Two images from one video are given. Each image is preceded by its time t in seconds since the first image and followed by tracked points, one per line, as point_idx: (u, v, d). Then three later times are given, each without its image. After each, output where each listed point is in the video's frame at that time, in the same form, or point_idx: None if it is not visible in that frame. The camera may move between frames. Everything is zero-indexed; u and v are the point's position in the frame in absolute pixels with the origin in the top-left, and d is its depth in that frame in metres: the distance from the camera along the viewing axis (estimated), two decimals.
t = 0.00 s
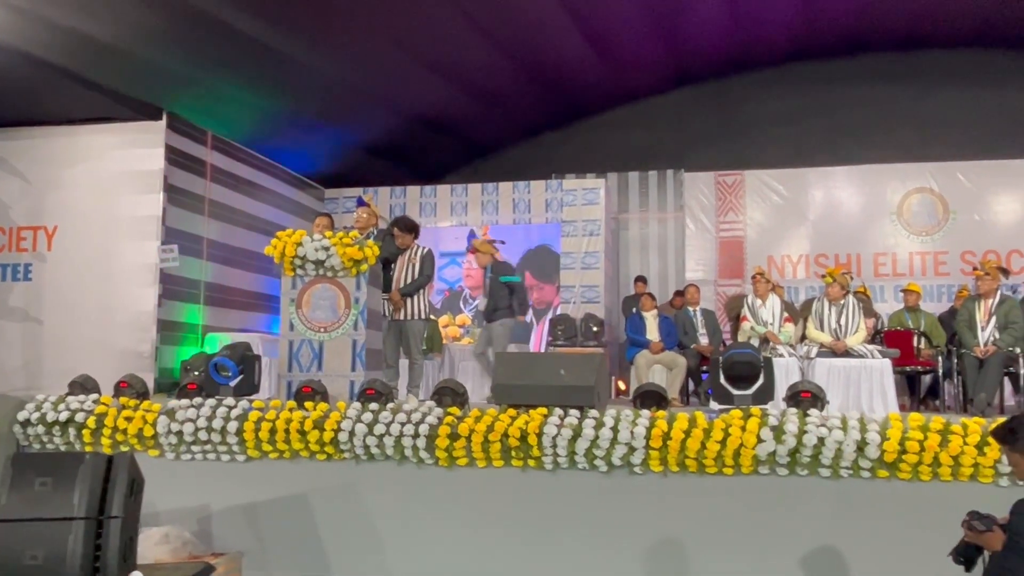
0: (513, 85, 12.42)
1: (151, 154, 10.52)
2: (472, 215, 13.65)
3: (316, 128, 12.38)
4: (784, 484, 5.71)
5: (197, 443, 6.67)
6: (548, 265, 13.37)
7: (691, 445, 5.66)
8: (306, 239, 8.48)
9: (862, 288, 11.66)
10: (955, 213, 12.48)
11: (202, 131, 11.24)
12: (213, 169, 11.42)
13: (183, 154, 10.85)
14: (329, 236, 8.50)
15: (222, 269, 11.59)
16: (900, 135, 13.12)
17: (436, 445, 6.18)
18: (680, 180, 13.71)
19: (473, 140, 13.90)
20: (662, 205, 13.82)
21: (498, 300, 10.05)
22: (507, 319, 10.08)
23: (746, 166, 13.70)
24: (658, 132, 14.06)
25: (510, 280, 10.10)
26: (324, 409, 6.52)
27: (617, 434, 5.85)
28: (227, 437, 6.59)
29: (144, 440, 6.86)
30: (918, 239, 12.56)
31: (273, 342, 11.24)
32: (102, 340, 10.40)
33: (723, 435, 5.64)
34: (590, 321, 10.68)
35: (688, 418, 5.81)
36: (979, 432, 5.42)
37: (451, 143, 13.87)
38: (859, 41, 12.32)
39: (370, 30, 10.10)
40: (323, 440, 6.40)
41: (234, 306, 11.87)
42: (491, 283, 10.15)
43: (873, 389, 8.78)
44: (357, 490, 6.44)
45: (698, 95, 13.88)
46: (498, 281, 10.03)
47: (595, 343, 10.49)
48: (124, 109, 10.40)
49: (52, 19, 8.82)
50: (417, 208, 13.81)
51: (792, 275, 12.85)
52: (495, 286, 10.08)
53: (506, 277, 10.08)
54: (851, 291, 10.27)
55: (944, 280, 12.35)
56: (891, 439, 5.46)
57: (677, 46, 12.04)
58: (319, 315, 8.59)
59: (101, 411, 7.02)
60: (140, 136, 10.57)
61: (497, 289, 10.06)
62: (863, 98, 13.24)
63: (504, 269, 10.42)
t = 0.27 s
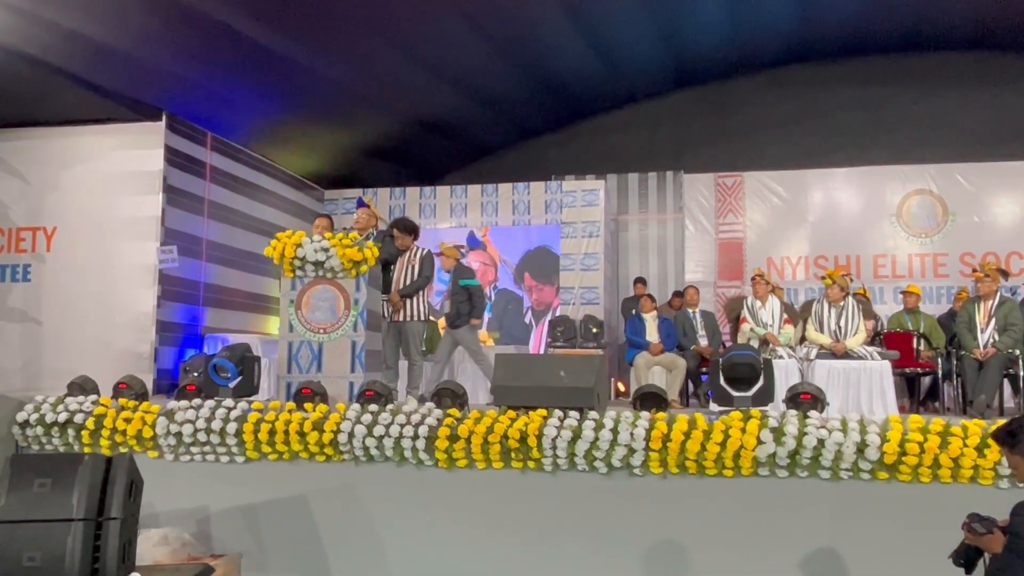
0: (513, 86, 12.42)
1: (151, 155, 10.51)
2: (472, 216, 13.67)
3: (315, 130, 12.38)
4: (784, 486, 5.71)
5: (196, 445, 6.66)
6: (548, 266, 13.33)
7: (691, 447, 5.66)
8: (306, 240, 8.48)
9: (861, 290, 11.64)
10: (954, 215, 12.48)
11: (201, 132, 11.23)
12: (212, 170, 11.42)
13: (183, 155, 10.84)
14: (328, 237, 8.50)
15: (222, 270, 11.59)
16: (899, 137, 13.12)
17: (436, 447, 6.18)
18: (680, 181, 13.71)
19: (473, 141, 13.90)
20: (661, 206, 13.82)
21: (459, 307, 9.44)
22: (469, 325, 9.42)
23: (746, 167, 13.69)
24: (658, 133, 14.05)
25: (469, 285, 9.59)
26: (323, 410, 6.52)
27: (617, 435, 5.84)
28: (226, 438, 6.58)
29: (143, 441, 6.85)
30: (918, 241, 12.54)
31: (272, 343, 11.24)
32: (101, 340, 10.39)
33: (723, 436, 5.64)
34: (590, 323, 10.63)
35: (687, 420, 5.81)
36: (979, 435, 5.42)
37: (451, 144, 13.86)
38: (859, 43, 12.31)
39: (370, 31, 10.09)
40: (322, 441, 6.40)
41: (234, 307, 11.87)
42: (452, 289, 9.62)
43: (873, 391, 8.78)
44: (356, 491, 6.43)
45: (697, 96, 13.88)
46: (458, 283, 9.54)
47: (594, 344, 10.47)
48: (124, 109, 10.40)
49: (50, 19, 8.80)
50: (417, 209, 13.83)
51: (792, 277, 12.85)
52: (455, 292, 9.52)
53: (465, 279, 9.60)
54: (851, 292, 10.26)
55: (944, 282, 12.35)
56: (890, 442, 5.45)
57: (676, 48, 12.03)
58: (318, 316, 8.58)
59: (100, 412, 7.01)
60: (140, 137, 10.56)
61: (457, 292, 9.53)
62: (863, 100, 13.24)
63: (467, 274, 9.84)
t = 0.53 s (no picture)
0: (518, 89, 12.42)
1: (158, 158, 10.54)
2: (478, 219, 13.72)
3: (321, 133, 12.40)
4: (792, 490, 5.70)
5: (203, 448, 6.67)
6: (553, 269, 13.38)
7: (698, 451, 5.66)
8: (312, 244, 8.50)
9: (868, 294, 11.61)
10: (961, 218, 12.45)
11: (208, 136, 11.26)
12: (219, 173, 11.44)
13: (189, 158, 10.87)
14: (335, 240, 8.52)
15: (228, 273, 11.62)
16: (905, 140, 13.10)
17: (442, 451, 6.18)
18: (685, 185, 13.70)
19: (479, 144, 13.90)
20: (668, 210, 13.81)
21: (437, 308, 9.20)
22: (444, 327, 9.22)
23: (752, 170, 13.68)
24: (664, 136, 14.03)
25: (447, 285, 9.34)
26: (329, 414, 6.53)
27: (623, 439, 5.84)
28: (233, 441, 6.59)
29: (150, 444, 6.86)
30: (925, 244, 12.53)
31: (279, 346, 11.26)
32: (108, 343, 10.41)
33: (730, 440, 5.64)
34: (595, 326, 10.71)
35: (694, 424, 5.81)
36: (988, 438, 5.41)
37: (457, 147, 13.87)
38: (865, 46, 12.30)
39: (375, 34, 10.10)
40: (328, 445, 6.40)
41: (240, 310, 11.89)
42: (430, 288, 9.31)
43: (880, 394, 8.76)
44: (363, 495, 6.44)
45: (703, 99, 13.87)
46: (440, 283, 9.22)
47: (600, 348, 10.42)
48: (131, 112, 10.43)
49: (56, 23, 8.83)
50: (423, 212, 13.88)
51: (798, 280, 12.85)
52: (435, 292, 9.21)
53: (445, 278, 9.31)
54: (858, 295, 10.24)
55: (951, 285, 12.32)
56: (898, 446, 5.45)
57: (682, 51, 12.03)
58: (325, 319, 8.59)
59: (108, 415, 6.99)
60: (147, 140, 10.59)
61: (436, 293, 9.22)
62: (869, 102, 13.22)
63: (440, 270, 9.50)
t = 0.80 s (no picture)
0: (527, 91, 12.43)
1: (168, 159, 10.57)
2: (486, 221, 13.74)
3: (330, 134, 12.42)
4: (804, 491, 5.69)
5: (214, 448, 6.68)
6: (562, 270, 13.38)
7: (709, 452, 5.65)
8: (323, 245, 8.52)
9: (877, 295, 11.59)
10: (972, 219, 12.44)
11: (218, 137, 11.29)
12: (229, 174, 11.47)
13: (200, 160, 10.90)
14: (346, 241, 8.53)
15: (238, 274, 11.64)
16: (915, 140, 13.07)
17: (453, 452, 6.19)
18: (694, 185, 13.70)
19: (487, 146, 13.91)
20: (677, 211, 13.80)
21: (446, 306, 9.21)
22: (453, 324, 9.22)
23: (761, 171, 13.66)
24: (673, 137, 14.01)
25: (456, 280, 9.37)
26: (340, 414, 6.54)
27: (634, 440, 5.84)
28: (244, 442, 6.61)
29: (161, 444, 6.88)
30: (935, 245, 12.53)
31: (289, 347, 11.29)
32: (119, 344, 10.45)
33: (741, 441, 5.63)
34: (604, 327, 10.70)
35: (705, 425, 5.80)
36: (1001, 440, 5.39)
37: (465, 148, 13.88)
38: (874, 47, 12.29)
39: (385, 36, 10.12)
40: (340, 446, 6.41)
41: (250, 311, 11.91)
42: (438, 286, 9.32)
43: (891, 395, 8.75)
44: (374, 495, 6.45)
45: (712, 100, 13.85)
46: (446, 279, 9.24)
47: (610, 349, 10.42)
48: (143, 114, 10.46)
49: (68, 24, 8.88)
50: (431, 213, 13.91)
51: (807, 281, 12.85)
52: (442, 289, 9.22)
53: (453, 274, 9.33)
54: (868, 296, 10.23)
55: (962, 286, 12.30)
56: (911, 448, 5.43)
57: (691, 52, 12.04)
58: (335, 320, 8.60)
59: (119, 416, 7.02)
60: (158, 141, 10.61)
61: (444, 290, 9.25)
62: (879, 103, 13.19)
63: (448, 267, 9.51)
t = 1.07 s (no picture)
0: (536, 90, 12.43)
1: (178, 159, 10.59)
2: (494, 220, 13.74)
3: (339, 134, 12.44)
4: (814, 490, 5.69)
5: (224, 448, 6.70)
6: (570, 270, 13.37)
7: (720, 452, 5.64)
8: (332, 245, 8.53)
9: (887, 295, 11.54)
10: (982, 218, 12.40)
11: (227, 137, 11.31)
12: (238, 174, 11.50)
13: (209, 159, 10.92)
14: (355, 241, 8.54)
15: (247, 274, 11.66)
16: (925, 139, 13.02)
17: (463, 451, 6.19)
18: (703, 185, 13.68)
19: (496, 145, 13.91)
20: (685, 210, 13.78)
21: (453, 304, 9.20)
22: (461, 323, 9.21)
23: (770, 170, 13.64)
24: (681, 136, 13.99)
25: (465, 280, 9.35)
26: (350, 414, 6.55)
27: (644, 440, 5.84)
28: (254, 441, 6.62)
29: (172, 444, 6.90)
30: (945, 244, 12.48)
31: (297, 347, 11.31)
32: (128, 344, 10.48)
33: (752, 441, 5.63)
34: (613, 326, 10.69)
35: (715, 425, 5.79)
36: (1014, 440, 5.37)
37: (474, 148, 13.88)
38: (883, 45, 12.26)
39: (393, 35, 10.13)
40: (350, 445, 6.42)
41: (259, 310, 11.93)
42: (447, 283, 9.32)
43: (902, 395, 8.72)
44: (384, 495, 6.46)
45: (721, 99, 13.83)
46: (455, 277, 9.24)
47: (618, 348, 10.40)
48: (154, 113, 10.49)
49: (78, 24, 8.91)
50: (440, 213, 13.91)
51: (816, 281, 12.82)
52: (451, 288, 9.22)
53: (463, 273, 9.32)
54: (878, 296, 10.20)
55: (972, 285, 12.26)
56: (923, 447, 5.42)
57: (699, 51, 12.03)
58: (345, 320, 8.61)
59: (130, 415, 7.06)
60: (169, 141, 10.64)
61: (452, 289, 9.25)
62: (888, 102, 13.15)
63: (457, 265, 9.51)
